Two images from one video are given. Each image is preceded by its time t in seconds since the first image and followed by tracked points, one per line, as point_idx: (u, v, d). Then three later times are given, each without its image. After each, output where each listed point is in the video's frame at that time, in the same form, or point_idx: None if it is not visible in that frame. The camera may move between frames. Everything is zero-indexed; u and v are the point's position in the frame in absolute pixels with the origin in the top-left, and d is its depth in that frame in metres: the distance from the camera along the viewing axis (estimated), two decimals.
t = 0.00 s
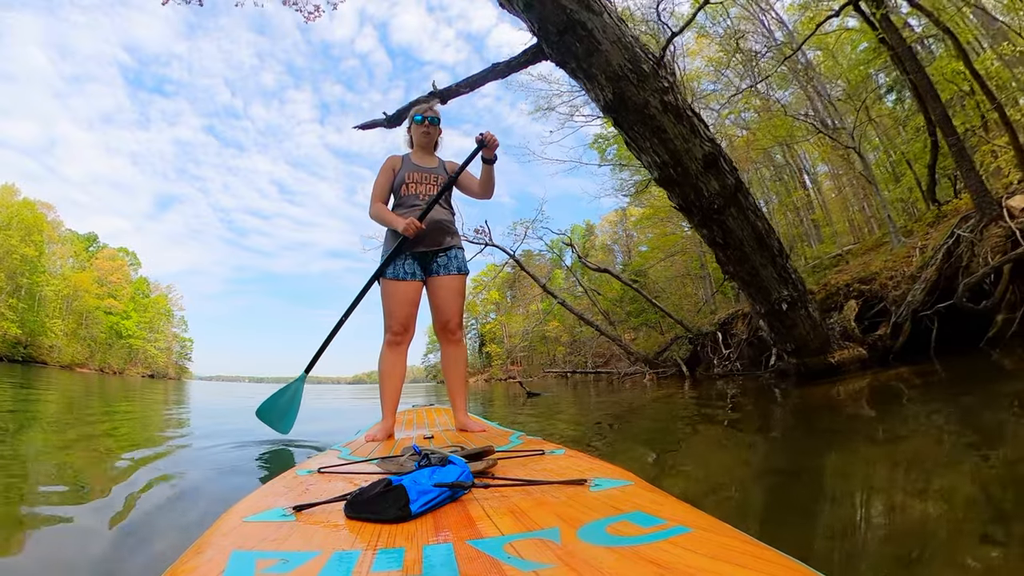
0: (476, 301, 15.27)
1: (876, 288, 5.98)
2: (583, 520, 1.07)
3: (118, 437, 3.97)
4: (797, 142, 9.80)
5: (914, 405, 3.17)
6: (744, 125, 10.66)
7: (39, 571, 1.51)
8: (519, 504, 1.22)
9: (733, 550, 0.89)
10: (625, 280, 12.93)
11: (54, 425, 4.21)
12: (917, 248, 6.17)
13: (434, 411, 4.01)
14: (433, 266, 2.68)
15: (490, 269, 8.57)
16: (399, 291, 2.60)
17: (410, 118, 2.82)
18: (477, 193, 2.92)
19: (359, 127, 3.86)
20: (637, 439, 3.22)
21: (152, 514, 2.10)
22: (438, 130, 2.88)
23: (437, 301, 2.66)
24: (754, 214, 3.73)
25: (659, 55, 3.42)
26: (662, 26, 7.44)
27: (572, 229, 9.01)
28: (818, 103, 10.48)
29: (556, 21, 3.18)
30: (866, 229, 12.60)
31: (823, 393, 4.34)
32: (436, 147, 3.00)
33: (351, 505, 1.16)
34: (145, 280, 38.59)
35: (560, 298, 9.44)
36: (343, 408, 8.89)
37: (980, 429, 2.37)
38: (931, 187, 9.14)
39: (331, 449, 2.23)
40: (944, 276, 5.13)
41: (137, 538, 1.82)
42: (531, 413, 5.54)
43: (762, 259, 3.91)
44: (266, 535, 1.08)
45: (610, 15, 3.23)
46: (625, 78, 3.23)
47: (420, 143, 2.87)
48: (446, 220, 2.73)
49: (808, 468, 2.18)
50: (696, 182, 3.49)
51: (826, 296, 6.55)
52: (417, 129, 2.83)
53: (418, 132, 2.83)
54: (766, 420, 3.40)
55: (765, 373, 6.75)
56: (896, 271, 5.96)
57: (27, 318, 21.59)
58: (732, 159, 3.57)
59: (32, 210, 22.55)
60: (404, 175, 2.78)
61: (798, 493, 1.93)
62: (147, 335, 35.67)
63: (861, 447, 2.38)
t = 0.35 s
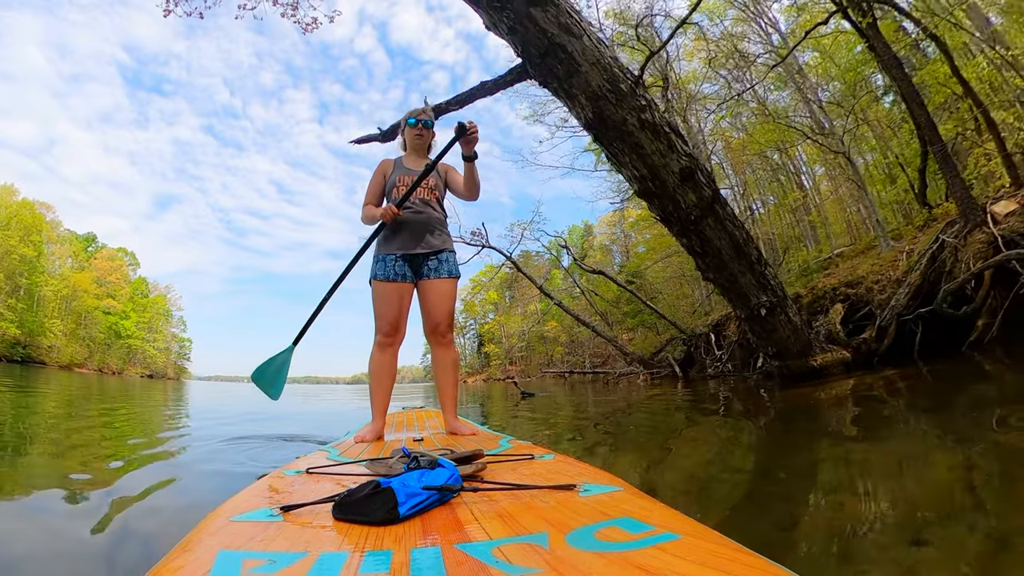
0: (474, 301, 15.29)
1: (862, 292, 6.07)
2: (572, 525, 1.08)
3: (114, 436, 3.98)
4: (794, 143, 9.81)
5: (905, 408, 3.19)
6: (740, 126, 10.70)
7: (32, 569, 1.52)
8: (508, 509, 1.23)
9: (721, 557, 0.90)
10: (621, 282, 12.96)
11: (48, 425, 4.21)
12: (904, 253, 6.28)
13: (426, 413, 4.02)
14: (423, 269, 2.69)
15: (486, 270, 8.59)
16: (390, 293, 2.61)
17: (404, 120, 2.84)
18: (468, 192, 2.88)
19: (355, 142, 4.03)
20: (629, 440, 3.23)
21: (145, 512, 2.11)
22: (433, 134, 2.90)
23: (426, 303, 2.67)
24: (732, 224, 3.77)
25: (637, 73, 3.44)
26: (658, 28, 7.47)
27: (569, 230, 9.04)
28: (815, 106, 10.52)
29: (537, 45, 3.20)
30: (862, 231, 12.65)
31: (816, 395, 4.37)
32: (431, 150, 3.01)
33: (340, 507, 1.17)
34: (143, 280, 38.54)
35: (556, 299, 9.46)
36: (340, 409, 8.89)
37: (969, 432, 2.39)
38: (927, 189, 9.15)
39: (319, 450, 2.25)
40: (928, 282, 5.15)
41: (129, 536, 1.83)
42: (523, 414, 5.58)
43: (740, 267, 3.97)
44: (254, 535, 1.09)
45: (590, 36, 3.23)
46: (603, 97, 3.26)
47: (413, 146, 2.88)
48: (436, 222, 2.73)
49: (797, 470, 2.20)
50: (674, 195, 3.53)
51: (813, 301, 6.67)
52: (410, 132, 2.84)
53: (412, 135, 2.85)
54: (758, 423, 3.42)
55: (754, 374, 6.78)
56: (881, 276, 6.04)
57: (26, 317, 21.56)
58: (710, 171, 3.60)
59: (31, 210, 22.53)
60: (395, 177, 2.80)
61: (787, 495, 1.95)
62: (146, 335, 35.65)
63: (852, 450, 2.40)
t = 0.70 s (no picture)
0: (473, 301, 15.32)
1: (849, 296, 6.17)
2: (567, 526, 1.09)
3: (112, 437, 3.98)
4: (791, 144, 9.83)
5: (898, 408, 3.21)
6: (739, 127, 10.74)
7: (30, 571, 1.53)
8: (502, 511, 1.24)
9: (717, 557, 0.91)
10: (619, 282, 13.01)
11: (46, 425, 4.21)
12: (891, 258, 6.33)
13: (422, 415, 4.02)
14: (417, 271, 2.70)
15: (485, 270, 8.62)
16: (382, 295, 2.62)
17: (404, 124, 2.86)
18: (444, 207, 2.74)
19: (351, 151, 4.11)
20: (625, 440, 3.25)
21: (143, 513, 2.12)
22: (432, 139, 2.91)
23: (420, 305, 2.68)
24: (712, 234, 3.77)
25: (619, 92, 3.46)
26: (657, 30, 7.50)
27: (566, 230, 9.08)
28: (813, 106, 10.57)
29: (523, 67, 3.21)
30: (858, 232, 12.71)
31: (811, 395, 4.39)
32: (429, 154, 3.02)
33: (334, 510, 1.18)
34: (142, 280, 38.57)
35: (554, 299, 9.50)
36: (338, 409, 8.89)
37: (961, 434, 2.41)
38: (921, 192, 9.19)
39: (313, 452, 2.25)
40: (911, 287, 5.27)
41: (128, 537, 1.83)
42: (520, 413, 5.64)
43: (720, 275, 3.98)
44: (248, 538, 1.10)
45: (573, 59, 3.25)
46: (586, 117, 3.28)
47: (412, 149, 2.88)
48: (428, 223, 2.73)
49: (792, 474, 2.20)
50: (654, 208, 3.54)
51: (801, 305, 6.78)
52: (409, 135, 2.86)
53: (410, 139, 2.86)
54: (753, 423, 3.43)
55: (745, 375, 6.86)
56: (867, 280, 6.14)
57: (25, 317, 21.54)
58: (690, 183, 3.61)
59: (30, 210, 22.51)
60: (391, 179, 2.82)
61: (782, 498, 1.96)
62: (145, 335, 35.61)
63: (847, 452, 2.41)
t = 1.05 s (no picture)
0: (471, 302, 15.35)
1: (838, 299, 6.23)
2: (563, 525, 1.10)
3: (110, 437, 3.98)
4: (788, 146, 9.85)
5: (891, 408, 3.24)
6: (736, 128, 10.79)
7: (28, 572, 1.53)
8: (498, 509, 1.25)
9: (712, 555, 0.92)
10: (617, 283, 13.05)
11: (44, 425, 4.21)
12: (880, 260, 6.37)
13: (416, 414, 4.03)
14: (415, 269, 2.71)
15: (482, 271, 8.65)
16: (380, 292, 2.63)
17: (404, 125, 2.87)
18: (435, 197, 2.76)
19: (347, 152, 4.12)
20: (621, 439, 3.26)
21: (143, 513, 2.12)
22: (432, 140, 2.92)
23: (418, 303, 2.69)
24: (697, 240, 3.78)
25: (606, 105, 3.48)
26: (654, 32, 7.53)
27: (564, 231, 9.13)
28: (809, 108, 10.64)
29: (513, 83, 3.22)
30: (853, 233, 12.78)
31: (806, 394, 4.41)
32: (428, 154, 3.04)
33: (330, 508, 1.19)
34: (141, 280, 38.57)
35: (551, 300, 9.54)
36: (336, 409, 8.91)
37: (953, 433, 2.43)
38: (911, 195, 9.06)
39: (310, 450, 2.27)
40: (897, 290, 5.29)
41: (127, 537, 1.84)
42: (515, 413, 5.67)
43: (705, 280, 3.99)
44: (243, 537, 1.11)
45: (562, 75, 3.26)
46: (573, 131, 3.30)
47: (411, 149, 2.89)
48: (426, 221, 2.74)
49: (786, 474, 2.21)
50: (640, 216, 3.56)
51: (792, 307, 6.84)
52: (409, 136, 2.88)
53: (410, 139, 2.88)
54: (748, 422, 3.45)
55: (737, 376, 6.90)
56: (855, 283, 6.21)
57: (25, 317, 21.54)
58: (675, 192, 3.61)
59: (29, 210, 22.49)
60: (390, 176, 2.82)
61: (776, 498, 1.97)
62: (144, 335, 35.58)
63: (841, 451, 2.42)
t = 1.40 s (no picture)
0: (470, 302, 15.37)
1: (827, 302, 6.26)
2: (560, 528, 1.11)
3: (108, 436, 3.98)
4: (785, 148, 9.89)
5: (885, 408, 3.26)
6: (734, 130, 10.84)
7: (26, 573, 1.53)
8: (495, 510, 1.26)
9: (707, 561, 0.93)
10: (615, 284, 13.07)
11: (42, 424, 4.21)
12: (869, 264, 6.39)
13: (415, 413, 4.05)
14: (413, 268, 2.72)
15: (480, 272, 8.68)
16: (379, 290, 2.63)
17: (407, 125, 2.88)
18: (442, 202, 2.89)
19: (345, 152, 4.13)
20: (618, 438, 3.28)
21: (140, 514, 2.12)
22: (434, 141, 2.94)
23: (416, 302, 2.70)
24: (684, 247, 3.80)
25: (596, 120, 3.50)
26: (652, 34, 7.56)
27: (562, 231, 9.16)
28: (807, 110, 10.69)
29: (508, 101, 3.24)
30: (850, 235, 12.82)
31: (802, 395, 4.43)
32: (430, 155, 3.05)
33: (328, 505, 1.20)
34: (141, 280, 38.55)
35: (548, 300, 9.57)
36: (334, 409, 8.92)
37: (948, 434, 2.45)
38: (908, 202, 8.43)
39: (308, 448, 2.28)
40: (884, 292, 5.37)
41: (124, 538, 1.84)
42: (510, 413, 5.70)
43: (692, 285, 3.99)
44: (241, 532, 1.12)
45: (555, 92, 3.28)
46: (564, 146, 3.31)
47: (414, 150, 2.91)
48: (426, 221, 2.75)
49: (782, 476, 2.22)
50: (628, 225, 3.57)
51: (783, 310, 6.87)
52: (413, 136, 2.88)
53: (413, 139, 2.89)
54: (744, 421, 3.47)
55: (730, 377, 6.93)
56: (844, 287, 6.25)
57: (24, 317, 21.52)
58: (662, 202, 3.62)
59: (29, 209, 22.46)
60: (392, 174, 2.84)
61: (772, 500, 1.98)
62: (143, 335, 35.54)
63: (837, 453, 2.43)
